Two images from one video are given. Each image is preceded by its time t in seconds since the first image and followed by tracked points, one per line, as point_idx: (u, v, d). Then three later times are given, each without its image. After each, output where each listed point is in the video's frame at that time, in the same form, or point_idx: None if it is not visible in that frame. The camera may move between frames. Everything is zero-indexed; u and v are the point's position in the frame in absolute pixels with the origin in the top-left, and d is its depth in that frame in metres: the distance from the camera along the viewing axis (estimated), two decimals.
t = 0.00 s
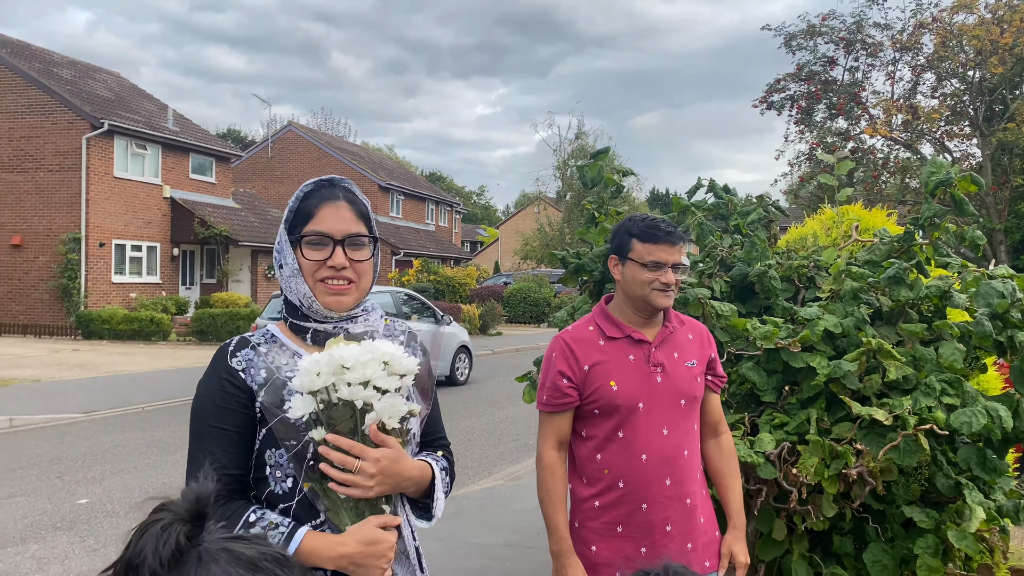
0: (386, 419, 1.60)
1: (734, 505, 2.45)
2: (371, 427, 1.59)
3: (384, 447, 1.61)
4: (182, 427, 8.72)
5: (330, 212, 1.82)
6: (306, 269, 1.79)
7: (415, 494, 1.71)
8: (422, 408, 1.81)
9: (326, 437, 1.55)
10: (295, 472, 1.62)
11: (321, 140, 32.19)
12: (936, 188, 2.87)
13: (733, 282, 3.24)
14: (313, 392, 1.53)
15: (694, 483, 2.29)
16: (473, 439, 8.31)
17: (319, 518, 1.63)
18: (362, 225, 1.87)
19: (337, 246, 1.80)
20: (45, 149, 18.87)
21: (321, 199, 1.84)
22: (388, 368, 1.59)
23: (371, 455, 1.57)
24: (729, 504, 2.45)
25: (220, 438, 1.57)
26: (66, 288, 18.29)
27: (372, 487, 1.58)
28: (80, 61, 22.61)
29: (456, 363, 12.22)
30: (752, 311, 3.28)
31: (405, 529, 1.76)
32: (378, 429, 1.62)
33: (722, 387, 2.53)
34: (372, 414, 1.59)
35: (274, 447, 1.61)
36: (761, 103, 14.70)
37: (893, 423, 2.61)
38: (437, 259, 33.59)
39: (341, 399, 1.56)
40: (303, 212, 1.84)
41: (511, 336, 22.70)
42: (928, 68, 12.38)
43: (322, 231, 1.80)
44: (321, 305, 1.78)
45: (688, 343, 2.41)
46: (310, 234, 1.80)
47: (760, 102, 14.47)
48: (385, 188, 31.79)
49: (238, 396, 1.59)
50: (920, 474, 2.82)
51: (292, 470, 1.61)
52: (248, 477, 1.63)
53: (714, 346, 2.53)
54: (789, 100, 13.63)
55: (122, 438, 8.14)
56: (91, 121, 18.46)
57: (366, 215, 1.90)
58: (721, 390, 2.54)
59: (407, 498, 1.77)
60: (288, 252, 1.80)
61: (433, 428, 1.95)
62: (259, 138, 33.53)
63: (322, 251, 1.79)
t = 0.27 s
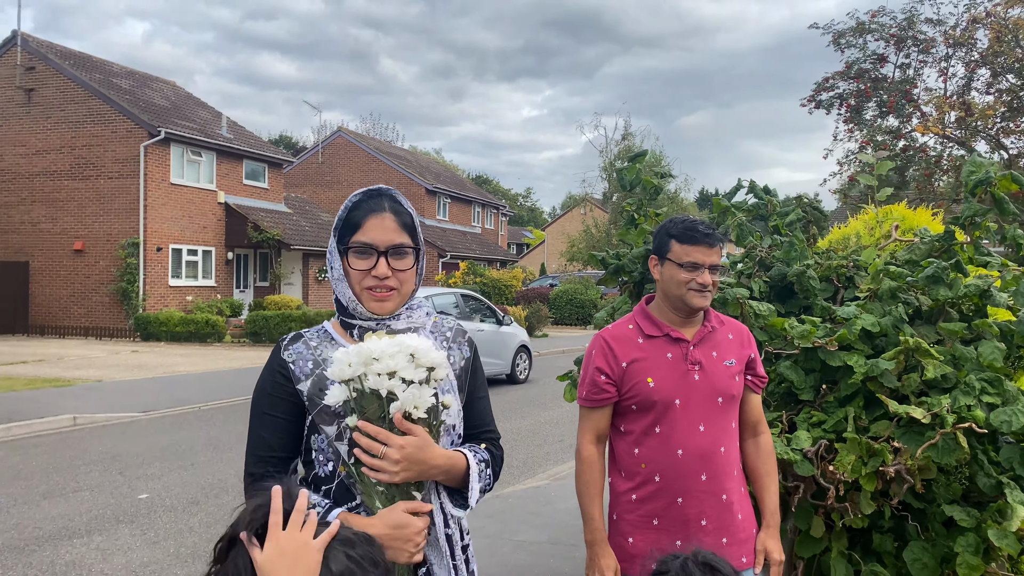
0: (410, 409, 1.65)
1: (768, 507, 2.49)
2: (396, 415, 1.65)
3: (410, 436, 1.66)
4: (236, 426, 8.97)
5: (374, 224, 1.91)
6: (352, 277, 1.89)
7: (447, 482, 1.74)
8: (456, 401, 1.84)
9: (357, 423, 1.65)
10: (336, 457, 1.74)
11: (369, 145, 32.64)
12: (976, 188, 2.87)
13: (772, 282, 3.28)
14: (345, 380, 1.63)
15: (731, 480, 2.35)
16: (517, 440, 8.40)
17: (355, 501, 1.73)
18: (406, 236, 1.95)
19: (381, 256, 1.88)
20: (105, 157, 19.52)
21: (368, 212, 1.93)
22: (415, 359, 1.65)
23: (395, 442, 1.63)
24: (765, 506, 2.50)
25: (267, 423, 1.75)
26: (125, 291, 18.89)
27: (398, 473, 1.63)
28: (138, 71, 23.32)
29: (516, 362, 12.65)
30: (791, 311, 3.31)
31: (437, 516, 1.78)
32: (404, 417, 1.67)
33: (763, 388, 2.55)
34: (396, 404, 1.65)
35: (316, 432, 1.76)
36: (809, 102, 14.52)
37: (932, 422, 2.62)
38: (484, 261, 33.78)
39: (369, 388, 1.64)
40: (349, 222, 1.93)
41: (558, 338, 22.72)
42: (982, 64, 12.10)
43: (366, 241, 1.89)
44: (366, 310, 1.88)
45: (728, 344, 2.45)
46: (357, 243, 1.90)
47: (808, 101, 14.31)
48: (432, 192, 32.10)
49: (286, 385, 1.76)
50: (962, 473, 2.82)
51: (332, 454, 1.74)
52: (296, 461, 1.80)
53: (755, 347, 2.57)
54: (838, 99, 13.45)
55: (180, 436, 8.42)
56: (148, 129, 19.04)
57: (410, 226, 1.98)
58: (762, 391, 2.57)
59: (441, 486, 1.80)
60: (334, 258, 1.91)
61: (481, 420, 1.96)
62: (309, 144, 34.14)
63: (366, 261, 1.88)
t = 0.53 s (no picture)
0: (428, 409, 1.73)
1: (796, 504, 2.47)
2: (415, 415, 1.73)
3: (427, 435, 1.73)
4: (269, 428, 9.15)
5: (401, 227, 2.00)
6: (380, 277, 1.98)
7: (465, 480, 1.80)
8: (475, 401, 1.91)
9: (379, 421, 1.74)
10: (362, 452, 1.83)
11: (399, 150, 32.92)
12: (994, 188, 2.90)
13: (792, 284, 3.32)
14: (369, 381, 1.72)
15: (756, 479, 2.38)
16: (545, 441, 8.46)
17: (377, 495, 1.82)
18: (431, 238, 2.03)
19: (408, 257, 1.97)
20: (141, 165, 19.92)
21: (395, 215, 2.02)
22: (434, 362, 1.73)
23: (413, 440, 1.71)
24: (792, 504, 2.48)
25: (299, 417, 1.85)
26: (161, 296, 19.26)
27: (415, 470, 1.71)
28: (172, 80, 23.78)
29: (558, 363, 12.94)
30: (812, 312, 3.35)
31: (456, 512, 1.85)
32: (423, 417, 1.75)
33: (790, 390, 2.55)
34: (415, 404, 1.73)
35: (344, 428, 1.85)
36: (838, 103, 14.44)
37: (951, 420, 2.65)
38: (513, 264, 33.88)
39: (390, 388, 1.73)
40: (377, 225, 2.03)
41: (586, 340, 22.72)
42: (1014, 61, 11.97)
43: (393, 243, 1.98)
44: (393, 308, 1.97)
45: (755, 344, 2.48)
46: (384, 245, 1.99)
47: (837, 101, 14.24)
48: (460, 196, 32.30)
49: (316, 383, 1.86)
50: (982, 471, 2.84)
51: (357, 449, 1.83)
52: (326, 454, 1.90)
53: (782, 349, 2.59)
54: (867, 99, 13.36)
55: (215, 438, 8.60)
56: (182, 137, 19.41)
57: (436, 229, 2.06)
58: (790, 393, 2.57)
59: (461, 483, 1.86)
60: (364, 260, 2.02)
61: (505, 421, 2.02)
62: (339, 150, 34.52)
63: (393, 261, 1.97)
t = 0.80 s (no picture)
0: (436, 417, 1.76)
1: (815, 507, 2.46)
2: (424, 422, 1.76)
3: (436, 442, 1.76)
4: (285, 433, 9.22)
5: (410, 234, 2.03)
6: (390, 284, 2.02)
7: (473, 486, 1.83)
8: (483, 408, 1.94)
9: (388, 429, 1.77)
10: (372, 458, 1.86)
11: (411, 155, 33.03)
12: (1001, 191, 2.90)
13: (800, 287, 3.34)
14: (379, 388, 1.76)
15: (775, 484, 2.38)
16: (559, 445, 8.48)
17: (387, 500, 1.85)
18: (441, 245, 2.06)
19: (417, 264, 2.00)
20: (157, 172, 20.11)
21: (405, 222, 2.05)
22: (443, 370, 1.77)
23: (422, 447, 1.73)
24: (811, 510, 2.47)
25: (311, 423, 1.89)
26: (177, 303, 19.43)
27: (424, 476, 1.73)
28: (187, 88, 24.00)
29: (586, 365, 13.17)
30: (821, 315, 3.35)
31: (464, 517, 1.87)
32: (431, 424, 1.78)
33: (812, 397, 2.54)
34: (423, 412, 1.76)
35: (354, 435, 1.88)
36: (851, 104, 14.39)
37: (959, 423, 2.66)
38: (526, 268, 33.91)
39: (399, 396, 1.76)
40: (386, 232, 2.06)
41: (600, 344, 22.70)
42: None
43: (403, 250, 2.01)
44: (402, 314, 2.00)
45: (778, 350, 2.48)
46: (394, 252, 2.02)
47: (850, 103, 14.19)
48: (474, 201, 32.37)
49: (326, 390, 1.91)
50: (992, 473, 2.83)
51: (367, 456, 1.86)
52: (337, 460, 1.93)
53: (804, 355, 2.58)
54: (880, 100, 13.32)
55: (231, 443, 8.68)
56: (197, 145, 19.59)
57: (445, 236, 2.09)
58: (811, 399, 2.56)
59: (469, 489, 1.88)
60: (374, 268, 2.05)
61: (515, 427, 2.05)
62: (353, 156, 34.70)
63: (403, 268, 2.00)
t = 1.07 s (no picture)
0: (441, 422, 1.78)
1: (833, 518, 2.48)
2: (428, 427, 1.77)
3: (440, 447, 1.77)
4: (288, 438, 9.23)
5: (413, 240, 2.04)
6: (393, 290, 2.03)
7: (479, 490, 1.83)
8: (486, 412, 1.95)
9: (393, 435, 1.79)
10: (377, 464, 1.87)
11: (413, 160, 33.06)
12: (1001, 194, 2.91)
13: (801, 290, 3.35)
14: (382, 395, 1.77)
15: (794, 488, 2.38)
16: (561, 449, 8.48)
17: (391, 506, 1.86)
18: (443, 251, 2.07)
19: (420, 269, 2.01)
20: (159, 178, 20.16)
21: (407, 228, 2.06)
22: (446, 375, 1.78)
23: (426, 453, 1.75)
24: (829, 518, 2.49)
25: (315, 431, 1.90)
26: (180, 308, 19.46)
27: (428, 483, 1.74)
28: (189, 94, 24.05)
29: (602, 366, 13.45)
30: (822, 317, 3.34)
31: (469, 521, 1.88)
32: (436, 429, 1.79)
33: (831, 403, 2.54)
34: (427, 417, 1.78)
35: (357, 442, 1.89)
36: (851, 107, 14.40)
37: (962, 425, 2.65)
38: (528, 272, 33.93)
39: (403, 402, 1.78)
40: (389, 238, 2.07)
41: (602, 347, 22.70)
42: None
43: (406, 256, 2.03)
44: (406, 320, 2.02)
45: (799, 355, 2.47)
46: (397, 258, 2.03)
47: (850, 106, 14.20)
48: (475, 205, 32.39)
49: (329, 397, 1.92)
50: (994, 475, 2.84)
51: (371, 462, 1.87)
52: (341, 466, 1.94)
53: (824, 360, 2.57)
54: (880, 103, 13.33)
55: (234, 447, 8.69)
56: (199, 150, 19.63)
57: (448, 242, 2.10)
58: (830, 405, 2.56)
59: (475, 494, 1.89)
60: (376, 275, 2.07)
61: (520, 431, 2.06)
62: (355, 161, 34.76)
63: (406, 274, 2.01)
